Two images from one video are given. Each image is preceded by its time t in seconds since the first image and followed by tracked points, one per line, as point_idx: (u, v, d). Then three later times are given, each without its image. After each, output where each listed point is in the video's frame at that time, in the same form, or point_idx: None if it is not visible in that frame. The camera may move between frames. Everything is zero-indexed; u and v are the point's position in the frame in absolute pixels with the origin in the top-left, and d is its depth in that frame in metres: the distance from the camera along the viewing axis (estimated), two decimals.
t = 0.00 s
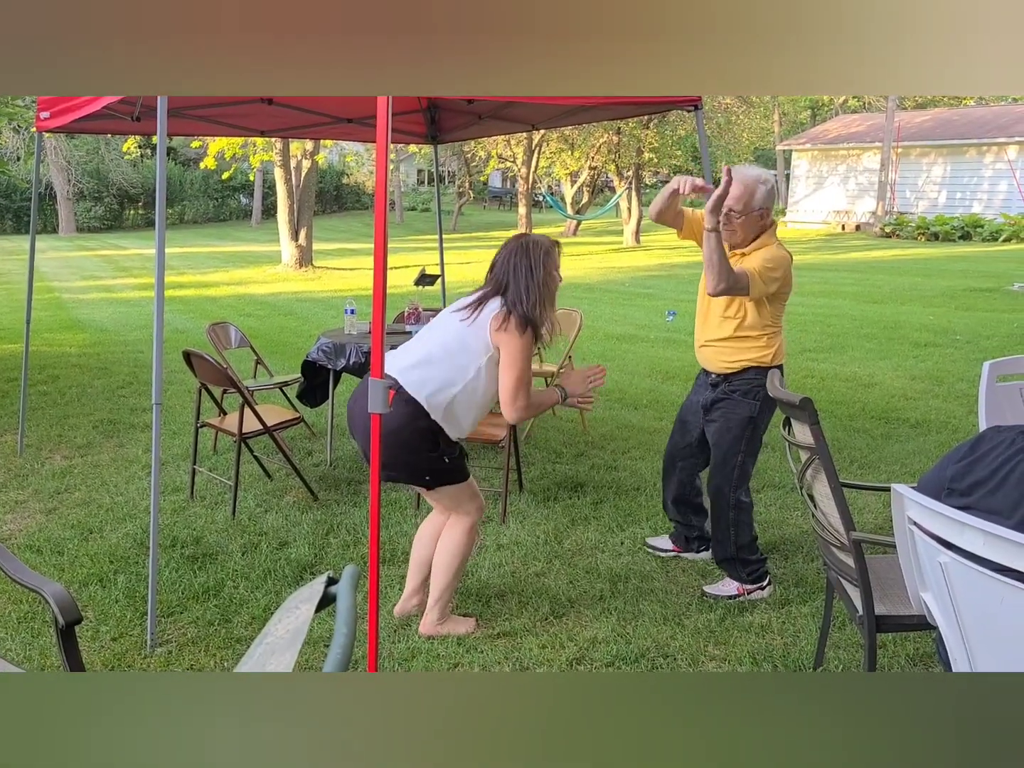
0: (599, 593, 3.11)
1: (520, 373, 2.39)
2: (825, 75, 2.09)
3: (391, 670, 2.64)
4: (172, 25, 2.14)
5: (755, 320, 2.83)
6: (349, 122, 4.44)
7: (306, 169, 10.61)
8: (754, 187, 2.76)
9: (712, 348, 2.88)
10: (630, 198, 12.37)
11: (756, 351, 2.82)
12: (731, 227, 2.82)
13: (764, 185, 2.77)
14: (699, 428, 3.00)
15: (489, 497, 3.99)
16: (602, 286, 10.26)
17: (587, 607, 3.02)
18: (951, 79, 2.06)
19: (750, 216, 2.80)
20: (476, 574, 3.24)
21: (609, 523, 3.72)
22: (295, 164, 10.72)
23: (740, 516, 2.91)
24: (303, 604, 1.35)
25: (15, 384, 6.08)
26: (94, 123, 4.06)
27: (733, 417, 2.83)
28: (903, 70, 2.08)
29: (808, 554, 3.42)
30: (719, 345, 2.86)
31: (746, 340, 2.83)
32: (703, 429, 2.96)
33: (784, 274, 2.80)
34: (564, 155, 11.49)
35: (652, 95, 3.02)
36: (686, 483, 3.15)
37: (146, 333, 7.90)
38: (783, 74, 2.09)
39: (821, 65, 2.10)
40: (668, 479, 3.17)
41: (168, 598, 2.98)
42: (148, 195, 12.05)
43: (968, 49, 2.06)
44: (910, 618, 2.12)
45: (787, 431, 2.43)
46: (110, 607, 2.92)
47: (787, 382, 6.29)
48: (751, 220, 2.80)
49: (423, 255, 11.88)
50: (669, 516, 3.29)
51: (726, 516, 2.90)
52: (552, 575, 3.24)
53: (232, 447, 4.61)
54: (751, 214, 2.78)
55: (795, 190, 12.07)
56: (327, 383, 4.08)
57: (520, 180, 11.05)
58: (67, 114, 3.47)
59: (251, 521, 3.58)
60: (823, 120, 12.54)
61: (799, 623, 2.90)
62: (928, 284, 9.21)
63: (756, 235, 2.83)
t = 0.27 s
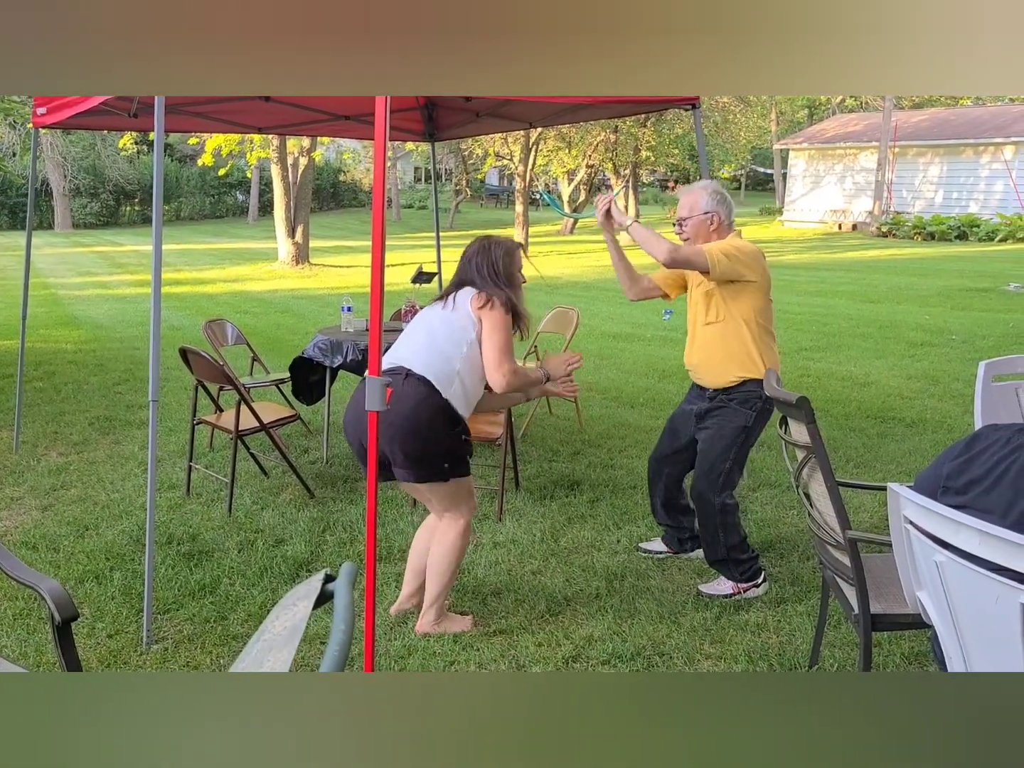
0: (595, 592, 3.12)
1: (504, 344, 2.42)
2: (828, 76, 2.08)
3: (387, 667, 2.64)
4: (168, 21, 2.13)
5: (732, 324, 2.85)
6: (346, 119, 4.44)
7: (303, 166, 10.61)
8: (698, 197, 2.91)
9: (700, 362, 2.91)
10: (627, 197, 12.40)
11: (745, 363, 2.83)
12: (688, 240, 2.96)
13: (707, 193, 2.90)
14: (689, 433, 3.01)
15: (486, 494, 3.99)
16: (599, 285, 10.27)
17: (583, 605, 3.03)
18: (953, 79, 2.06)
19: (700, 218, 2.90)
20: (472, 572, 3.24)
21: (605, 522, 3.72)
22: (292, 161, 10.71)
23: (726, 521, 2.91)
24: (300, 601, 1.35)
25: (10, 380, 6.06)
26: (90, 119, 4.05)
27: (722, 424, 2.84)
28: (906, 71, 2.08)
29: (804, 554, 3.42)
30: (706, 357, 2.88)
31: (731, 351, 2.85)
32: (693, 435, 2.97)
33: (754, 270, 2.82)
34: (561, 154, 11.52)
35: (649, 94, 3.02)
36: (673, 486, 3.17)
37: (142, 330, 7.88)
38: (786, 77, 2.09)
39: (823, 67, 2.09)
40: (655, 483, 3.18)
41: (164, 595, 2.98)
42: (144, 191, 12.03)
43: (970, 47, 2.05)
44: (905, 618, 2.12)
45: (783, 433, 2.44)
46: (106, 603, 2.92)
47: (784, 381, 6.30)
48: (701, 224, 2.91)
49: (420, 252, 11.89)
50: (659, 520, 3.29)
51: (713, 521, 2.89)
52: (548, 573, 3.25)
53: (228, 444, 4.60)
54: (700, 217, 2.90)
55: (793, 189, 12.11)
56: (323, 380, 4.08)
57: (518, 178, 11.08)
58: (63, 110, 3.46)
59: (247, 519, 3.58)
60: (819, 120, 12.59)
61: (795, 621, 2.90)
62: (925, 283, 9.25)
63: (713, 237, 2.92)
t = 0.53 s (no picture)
0: (591, 590, 3.12)
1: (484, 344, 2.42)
2: (830, 77, 2.08)
3: (383, 664, 2.65)
4: (166, 18, 2.13)
5: (708, 322, 2.85)
6: (344, 116, 4.43)
7: (301, 163, 10.59)
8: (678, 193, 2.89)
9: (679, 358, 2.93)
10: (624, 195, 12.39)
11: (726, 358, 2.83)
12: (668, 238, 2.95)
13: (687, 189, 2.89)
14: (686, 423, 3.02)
15: (482, 492, 3.99)
16: (597, 283, 10.27)
17: (579, 603, 3.03)
18: (955, 79, 2.05)
19: (680, 216, 2.89)
20: (468, 570, 3.25)
21: (602, 520, 3.73)
22: (289, 158, 10.70)
23: (721, 509, 2.90)
24: (296, 599, 1.35)
25: (6, 377, 6.06)
26: (87, 115, 4.04)
27: (714, 414, 2.84)
28: (907, 70, 2.08)
29: (800, 552, 3.43)
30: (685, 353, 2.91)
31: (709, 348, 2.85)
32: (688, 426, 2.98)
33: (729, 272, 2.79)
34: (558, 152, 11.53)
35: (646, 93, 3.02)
36: (671, 479, 3.17)
37: (139, 327, 7.88)
38: (787, 78, 2.09)
39: (826, 67, 2.09)
40: (654, 475, 3.19)
41: (160, 592, 2.98)
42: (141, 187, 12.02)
43: (973, 48, 2.05)
44: (899, 617, 2.13)
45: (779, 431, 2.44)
46: (101, 601, 2.92)
47: (780, 380, 6.30)
48: (683, 222, 2.90)
49: (417, 250, 11.88)
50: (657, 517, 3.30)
51: (708, 510, 2.89)
52: (544, 571, 3.25)
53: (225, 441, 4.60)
54: (680, 216, 2.89)
55: (790, 187, 12.14)
56: (320, 378, 4.08)
57: (515, 176, 11.08)
58: (60, 106, 3.45)
59: (243, 516, 3.58)
60: (817, 119, 12.59)
61: (790, 620, 2.91)
62: (922, 283, 9.26)
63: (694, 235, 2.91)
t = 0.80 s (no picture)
0: (587, 588, 3.12)
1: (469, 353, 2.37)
2: (828, 77, 2.03)
3: (379, 662, 2.65)
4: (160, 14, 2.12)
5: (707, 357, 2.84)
6: (341, 114, 4.42)
7: (298, 160, 10.58)
8: (687, 222, 2.85)
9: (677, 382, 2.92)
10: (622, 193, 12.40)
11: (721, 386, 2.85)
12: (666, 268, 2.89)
13: (696, 221, 2.84)
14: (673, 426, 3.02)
15: (479, 490, 3.99)
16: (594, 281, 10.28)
17: (575, 601, 3.03)
18: (956, 77, 2.01)
19: (684, 249, 2.84)
20: (464, 568, 3.25)
21: (598, 519, 3.73)
22: (286, 156, 10.69)
23: (708, 512, 2.92)
24: (291, 597, 1.34)
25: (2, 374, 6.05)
26: (83, 112, 4.03)
27: (706, 422, 2.86)
28: (906, 68, 2.03)
29: (796, 551, 3.44)
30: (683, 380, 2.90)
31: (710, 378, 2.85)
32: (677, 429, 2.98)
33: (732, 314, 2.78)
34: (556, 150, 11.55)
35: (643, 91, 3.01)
36: (650, 479, 3.15)
37: (135, 324, 7.87)
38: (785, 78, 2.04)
39: (825, 67, 2.04)
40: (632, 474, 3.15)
41: (155, 590, 2.97)
42: (138, 184, 12.01)
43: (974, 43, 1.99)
44: (895, 616, 2.13)
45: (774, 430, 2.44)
46: (96, 598, 2.92)
47: (777, 379, 6.31)
48: (685, 257, 2.84)
49: (415, 248, 11.88)
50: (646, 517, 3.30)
51: (697, 513, 2.90)
52: (540, 569, 3.26)
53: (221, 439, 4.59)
54: (684, 250, 2.83)
55: (786, 186, 12.19)
56: (317, 376, 4.07)
57: (513, 174, 11.09)
58: (55, 103, 3.45)
59: (239, 513, 3.58)
60: (814, 119, 12.62)
61: (786, 618, 2.92)
62: (918, 282, 9.29)
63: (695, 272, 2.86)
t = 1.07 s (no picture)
0: (583, 587, 3.13)
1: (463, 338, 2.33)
2: (829, 75, 2.02)
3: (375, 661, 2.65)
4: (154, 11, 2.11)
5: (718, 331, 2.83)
6: (338, 111, 4.42)
7: (296, 157, 10.58)
8: (688, 197, 2.86)
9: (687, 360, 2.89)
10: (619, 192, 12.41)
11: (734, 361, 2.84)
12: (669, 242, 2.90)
13: (697, 195, 2.86)
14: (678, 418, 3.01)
15: (476, 489, 3.99)
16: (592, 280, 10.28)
17: (572, 600, 3.03)
18: (957, 77, 2.00)
19: (688, 223, 2.85)
20: (461, 566, 3.25)
21: (595, 517, 3.73)
22: (284, 153, 10.67)
23: (717, 504, 2.92)
24: (286, 596, 1.34)
25: None
26: (80, 109, 4.03)
27: (715, 410, 2.85)
28: (907, 67, 2.01)
29: (792, 550, 3.44)
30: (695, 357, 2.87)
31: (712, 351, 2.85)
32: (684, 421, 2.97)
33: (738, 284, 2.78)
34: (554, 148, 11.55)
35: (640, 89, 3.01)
36: (657, 474, 3.16)
37: (132, 321, 7.86)
38: (787, 77, 2.02)
39: (824, 66, 2.03)
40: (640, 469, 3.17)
41: (151, 588, 2.97)
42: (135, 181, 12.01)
43: (976, 44, 1.98)
44: (890, 616, 2.14)
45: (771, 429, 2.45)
46: (92, 596, 2.91)
47: (774, 377, 6.31)
48: (688, 230, 2.86)
49: (413, 246, 11.88)
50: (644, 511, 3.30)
51: (705, 503, 2.90)
52: (537, 568, 3.26)
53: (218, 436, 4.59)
54: (688, 223, 2.85)
55: (784, 186, 12.22)
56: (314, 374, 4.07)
57: (511, 173, 11.09)
58: (51, 100, 3.44)
59: (236, 511, 3.58)
60: (812, 118, 12.62)
61: (782, 617, 2.92)
62: (915, 282, 9.29)
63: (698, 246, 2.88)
